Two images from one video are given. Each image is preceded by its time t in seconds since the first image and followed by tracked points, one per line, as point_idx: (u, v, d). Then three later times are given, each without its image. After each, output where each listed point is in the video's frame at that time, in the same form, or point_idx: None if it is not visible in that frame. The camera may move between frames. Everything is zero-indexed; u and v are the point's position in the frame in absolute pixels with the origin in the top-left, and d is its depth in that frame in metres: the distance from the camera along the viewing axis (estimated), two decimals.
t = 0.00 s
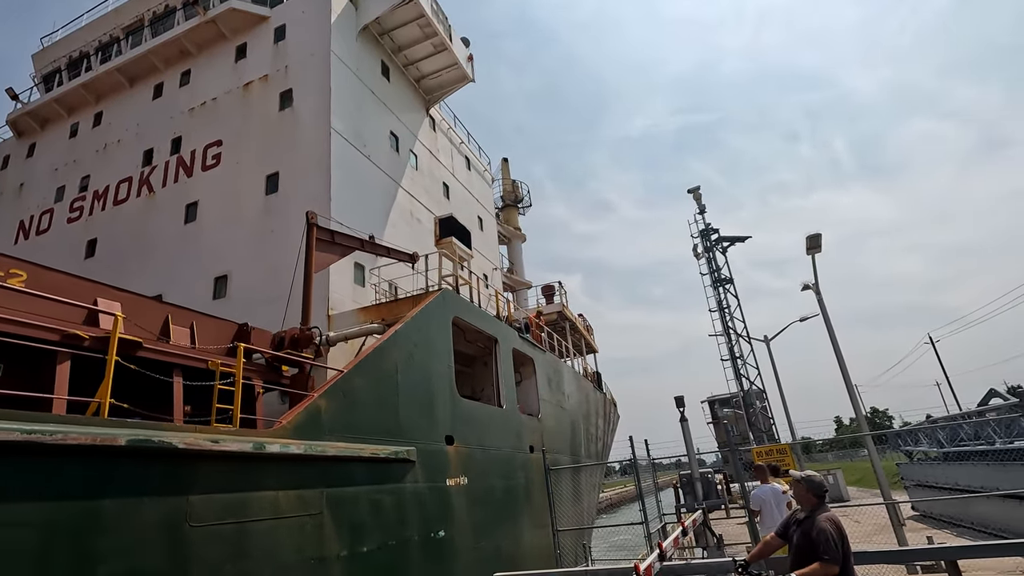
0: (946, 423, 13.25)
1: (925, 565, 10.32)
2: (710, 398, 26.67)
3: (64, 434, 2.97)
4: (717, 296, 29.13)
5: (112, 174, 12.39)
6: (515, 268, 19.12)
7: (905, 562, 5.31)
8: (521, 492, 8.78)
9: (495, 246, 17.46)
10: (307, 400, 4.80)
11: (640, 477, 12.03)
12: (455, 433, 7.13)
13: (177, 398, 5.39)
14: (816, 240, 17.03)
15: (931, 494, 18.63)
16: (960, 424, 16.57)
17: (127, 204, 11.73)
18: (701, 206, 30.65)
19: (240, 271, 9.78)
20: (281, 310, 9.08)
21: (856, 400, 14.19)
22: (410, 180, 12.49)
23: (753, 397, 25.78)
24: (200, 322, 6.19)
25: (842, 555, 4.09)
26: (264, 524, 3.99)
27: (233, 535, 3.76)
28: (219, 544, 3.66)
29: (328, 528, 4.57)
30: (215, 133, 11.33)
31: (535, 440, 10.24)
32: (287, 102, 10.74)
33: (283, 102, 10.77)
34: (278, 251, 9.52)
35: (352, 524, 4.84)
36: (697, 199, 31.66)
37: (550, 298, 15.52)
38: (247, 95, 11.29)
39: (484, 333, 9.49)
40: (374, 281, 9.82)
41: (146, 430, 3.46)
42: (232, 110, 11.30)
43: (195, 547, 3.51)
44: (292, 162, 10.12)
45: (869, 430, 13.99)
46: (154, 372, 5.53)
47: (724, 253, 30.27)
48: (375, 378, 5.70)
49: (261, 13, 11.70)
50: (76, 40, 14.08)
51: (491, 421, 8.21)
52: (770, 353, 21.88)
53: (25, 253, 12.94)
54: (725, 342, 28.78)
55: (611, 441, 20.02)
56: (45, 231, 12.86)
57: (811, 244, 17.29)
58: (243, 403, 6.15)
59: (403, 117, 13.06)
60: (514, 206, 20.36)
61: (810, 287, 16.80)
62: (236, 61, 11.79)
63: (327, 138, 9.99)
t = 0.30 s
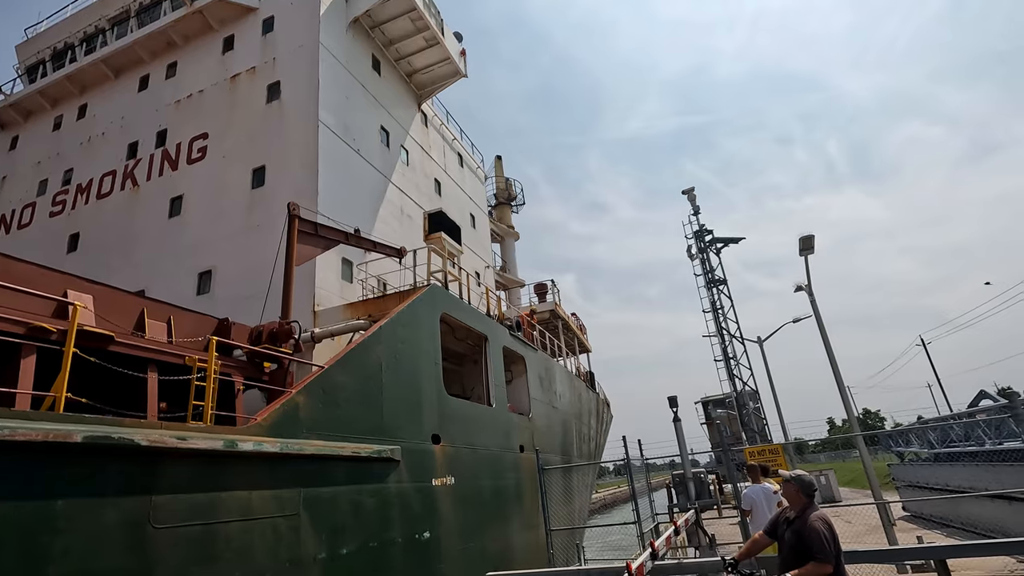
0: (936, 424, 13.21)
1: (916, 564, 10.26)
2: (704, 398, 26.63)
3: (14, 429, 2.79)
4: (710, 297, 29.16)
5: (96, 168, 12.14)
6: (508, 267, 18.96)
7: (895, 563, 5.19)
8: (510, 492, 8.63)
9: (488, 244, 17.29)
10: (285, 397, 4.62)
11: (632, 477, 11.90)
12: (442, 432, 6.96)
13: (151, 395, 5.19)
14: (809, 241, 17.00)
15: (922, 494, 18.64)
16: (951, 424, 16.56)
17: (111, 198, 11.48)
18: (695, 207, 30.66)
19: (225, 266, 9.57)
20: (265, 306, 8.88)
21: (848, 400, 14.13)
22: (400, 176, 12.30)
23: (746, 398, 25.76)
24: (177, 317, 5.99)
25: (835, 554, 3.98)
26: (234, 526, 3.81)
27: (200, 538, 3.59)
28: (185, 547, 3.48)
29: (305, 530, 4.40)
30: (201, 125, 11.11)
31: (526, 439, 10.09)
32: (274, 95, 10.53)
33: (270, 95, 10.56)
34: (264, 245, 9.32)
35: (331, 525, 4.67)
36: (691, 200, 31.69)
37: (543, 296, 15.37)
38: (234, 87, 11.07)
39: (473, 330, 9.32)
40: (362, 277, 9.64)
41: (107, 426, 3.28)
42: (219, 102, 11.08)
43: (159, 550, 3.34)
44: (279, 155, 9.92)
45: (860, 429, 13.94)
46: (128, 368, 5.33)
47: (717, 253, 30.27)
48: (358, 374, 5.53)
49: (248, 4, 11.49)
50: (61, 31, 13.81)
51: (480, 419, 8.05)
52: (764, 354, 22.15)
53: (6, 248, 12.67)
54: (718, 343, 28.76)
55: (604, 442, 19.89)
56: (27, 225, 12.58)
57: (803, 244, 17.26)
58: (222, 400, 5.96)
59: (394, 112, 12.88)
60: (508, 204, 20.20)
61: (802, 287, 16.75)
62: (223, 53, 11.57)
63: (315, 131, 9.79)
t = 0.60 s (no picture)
0: (928, 424, 13.17)
1: (908, 564, 10.21)
2: (698, 399, 26.56)
3: None
4: (704, 298, 29.16)
5: (80, 161, 11.89)
6: (501, 265, 18.79)
7: (886, 562, 5.08)
8: (500, 493, 8.48)
9: (481, 242, 17.12)
10: (261, 393, 4.45)
11: (625, 477, 11.77)
12: (428, 431, 6.80)
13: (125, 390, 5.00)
14: (802, 241, 16.96)
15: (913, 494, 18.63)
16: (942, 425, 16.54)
17: (94, 191, 11.24)
18: (690, 208, 30.63)
19: (209, 261, 9.36)
20: (250, 302, 8.68)
21: (840, 400, 14.07)
22: (391, 171, 12.12)
23: (740, 399, 25.71)
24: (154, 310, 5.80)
25: (826, 552, 3.91)
26: (203, 527, 3.65)
27: (166, 539, 3.42)
28: (149, 549, 3.32)
29: (280, 531, 4.24)
30: (187, 118, 10.89)
31: (517, 439, 9.93)
32: (261, 87, 10.33)
33: (258, 87, 10.36)
34: (248, 240, 9.12)
35: (308, 526, 4.51)
36: (686, 202, 31.70)
37: (536, 295, 15.21)
38: (221, 79, 10.85)
39: (463, 327, 9.16)
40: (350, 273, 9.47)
41: (65, 421, 3.12)
42: (206, 95, 10.87)
43: (119, 552, 3.18)
44: (266, 148, 9.73)
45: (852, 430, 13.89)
46: (100, 363, 5.13)
47: (712, 254, 30.28)
48: (340, 370, 5.37)
49: None
50: (46, 23, 13.55)
51: (469, 418, 7.89)
52: (758, 355, 22.15)
53: None
54: (712, 343, 28.72)
55: (598, 442, 19.79)
56: (9, 220, 12.32)
57: (796, 245, 17.23)
58: (200, 397, 5.78)
59: (385, 107, 12.70)
60: (501, 202, 20.04)
61: (796, 287, 16.71)
62: (210, 45, 11.36)
63: (302, 123, 9.60)
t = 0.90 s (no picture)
0: (921, 424, 13.12)
1: (900, 563, 10.13)
2: (692, 400, 26.49)
3: None
4: (699, 299, 29.11)
5: (63, 154, 11.65)
6: (494, 263, 18.63)
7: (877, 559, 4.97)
8: (489, 492, 8.32)
9: (474, 240, 16.96)
10: (236, 387, 4.28)
11: (618, 477, 11.63)
12: (415, 429, 6.64)
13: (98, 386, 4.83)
14: (795, 242, 16.91)
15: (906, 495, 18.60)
16: (934, 425, 16.50)
17: (78, 185, 11.01)
18: (684, 209, 30.58)
19: (194, 256, 9.15)
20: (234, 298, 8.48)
21: (833, 400, 13.99)
22: (382, 166, 11.96)
23: (734, 399, 25.65)
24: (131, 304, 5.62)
25: (816, 549, 3.85)
26: (171, 527, 3.48)
27: (129, 540, 3.26)
28: (110, 550, 3.16)
29: (255, 530, 4.08)
30: (173, 110, 10.67)
31: (507, 438, 9.76)
32: (249, 79, 10.14)
33: (245, 79, 10.17)
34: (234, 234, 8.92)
35: (286, 527, 4.35)
36: (681, 203, 31.68)
37: (529, 293, 15.06)
38: (208, 71, 10.65)
39: (453, 324, 9.00)
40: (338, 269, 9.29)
41: (20, 415, 2.96)
42: (193, 87, 10.66)
43: (77, 554, 3.02)
44: (253, 141, 9.54)
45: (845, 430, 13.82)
46: (72, 357, 4.95)
47: (706, 254, 30.25)
48: (322, 366, 5.20)
49: None
50: (31, 14, 13.31)
51: (457, 416, 7.73)
52: (752, 355, 22.13)
53: None
54: (707, 344, 28.67)
55: (591, 442, 19.65)
56: None
57: (790, 245, 17.18)
58: (178, 393, 5.60)
59: (377, 101, 12.53)
60: (495, 200, 19.89)
61: (789, 287, 16.63)
62: (198, 36, 11.15)
63: (290, 116, 9.42)
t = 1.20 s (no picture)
0: (914, 425, 13.06)
1: (893, 562, 10.05)
2: (688, 400, 26.39)
3: None
4: (695, 299, 29.03)
5: (49, 146, 11.44)
6: (489, 261, 18.48)
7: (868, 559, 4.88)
8: (480, 492, 8.16)
9: (468, 237, 16.80)
10: (211, 381, 4.11)
11: (613, 476, 11.47)
12: (403, 426, 6.48)
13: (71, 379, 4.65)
14: (790, 242, 16.84)
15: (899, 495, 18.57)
16: (928, 426, 16.45)
17: (63, 177, 10.81)
18: (681, 209, 30.51)
19: (179, 249, 8.96)
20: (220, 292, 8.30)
21: (828, 401, 13.92)
22: (374, 161, 11.78)
23: (730, 400, 25.57)
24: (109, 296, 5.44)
25: (807, 545, 3.87)
26: (137, 526, 3.32)
27: (91, 540, 3.10)
28: (69, 550, 3.00)
29: (229, 530, 3.91)
30: (161, 102, 10.47)
31: (500, 437, 9.61)
32: (238, 70, 9.95)
33: (234, 70, 9.98)
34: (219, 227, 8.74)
35: (264, 526, 4.19)
36: (677, 203, 31.59)
37: (524, 291, 14.90)
38: (197, 62, 10.45)
39: (445, 320, 8.83)
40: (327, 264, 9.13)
41: None
42: (180, 78, 10.46)
43: (33, 554, 2.86)
44: (241, 133, 9.35)
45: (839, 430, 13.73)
46: (45, 350, 4.77)
47: (702, 254, 30.19)
48: (304, 360, 5.03)
49: None
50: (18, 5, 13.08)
51: (447, 413, 7.57)
52: (748, 356, 22.06)
53: None
54: (702, 344, 28.60)
55: (586, 442, 19.52)
56: None
57: (785, 245, 17.09)
58: (156, 387, 5.42)
59: (369, 95, 12.36)
60: (490, 197, 19.73)
61: (785, 287, 16.54)
62: (187, 27, 10.96)
63: (279, 107, 9.24)
